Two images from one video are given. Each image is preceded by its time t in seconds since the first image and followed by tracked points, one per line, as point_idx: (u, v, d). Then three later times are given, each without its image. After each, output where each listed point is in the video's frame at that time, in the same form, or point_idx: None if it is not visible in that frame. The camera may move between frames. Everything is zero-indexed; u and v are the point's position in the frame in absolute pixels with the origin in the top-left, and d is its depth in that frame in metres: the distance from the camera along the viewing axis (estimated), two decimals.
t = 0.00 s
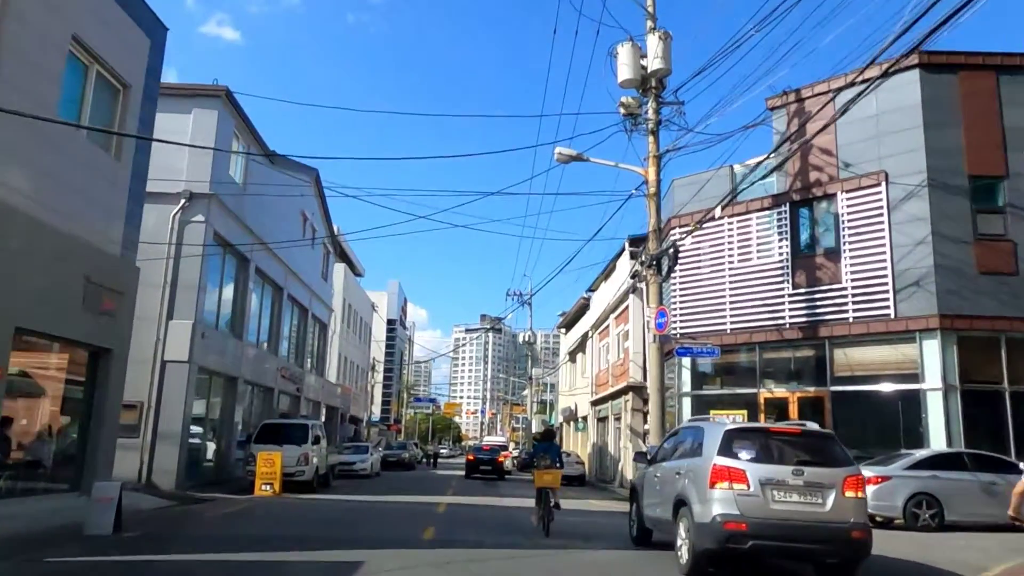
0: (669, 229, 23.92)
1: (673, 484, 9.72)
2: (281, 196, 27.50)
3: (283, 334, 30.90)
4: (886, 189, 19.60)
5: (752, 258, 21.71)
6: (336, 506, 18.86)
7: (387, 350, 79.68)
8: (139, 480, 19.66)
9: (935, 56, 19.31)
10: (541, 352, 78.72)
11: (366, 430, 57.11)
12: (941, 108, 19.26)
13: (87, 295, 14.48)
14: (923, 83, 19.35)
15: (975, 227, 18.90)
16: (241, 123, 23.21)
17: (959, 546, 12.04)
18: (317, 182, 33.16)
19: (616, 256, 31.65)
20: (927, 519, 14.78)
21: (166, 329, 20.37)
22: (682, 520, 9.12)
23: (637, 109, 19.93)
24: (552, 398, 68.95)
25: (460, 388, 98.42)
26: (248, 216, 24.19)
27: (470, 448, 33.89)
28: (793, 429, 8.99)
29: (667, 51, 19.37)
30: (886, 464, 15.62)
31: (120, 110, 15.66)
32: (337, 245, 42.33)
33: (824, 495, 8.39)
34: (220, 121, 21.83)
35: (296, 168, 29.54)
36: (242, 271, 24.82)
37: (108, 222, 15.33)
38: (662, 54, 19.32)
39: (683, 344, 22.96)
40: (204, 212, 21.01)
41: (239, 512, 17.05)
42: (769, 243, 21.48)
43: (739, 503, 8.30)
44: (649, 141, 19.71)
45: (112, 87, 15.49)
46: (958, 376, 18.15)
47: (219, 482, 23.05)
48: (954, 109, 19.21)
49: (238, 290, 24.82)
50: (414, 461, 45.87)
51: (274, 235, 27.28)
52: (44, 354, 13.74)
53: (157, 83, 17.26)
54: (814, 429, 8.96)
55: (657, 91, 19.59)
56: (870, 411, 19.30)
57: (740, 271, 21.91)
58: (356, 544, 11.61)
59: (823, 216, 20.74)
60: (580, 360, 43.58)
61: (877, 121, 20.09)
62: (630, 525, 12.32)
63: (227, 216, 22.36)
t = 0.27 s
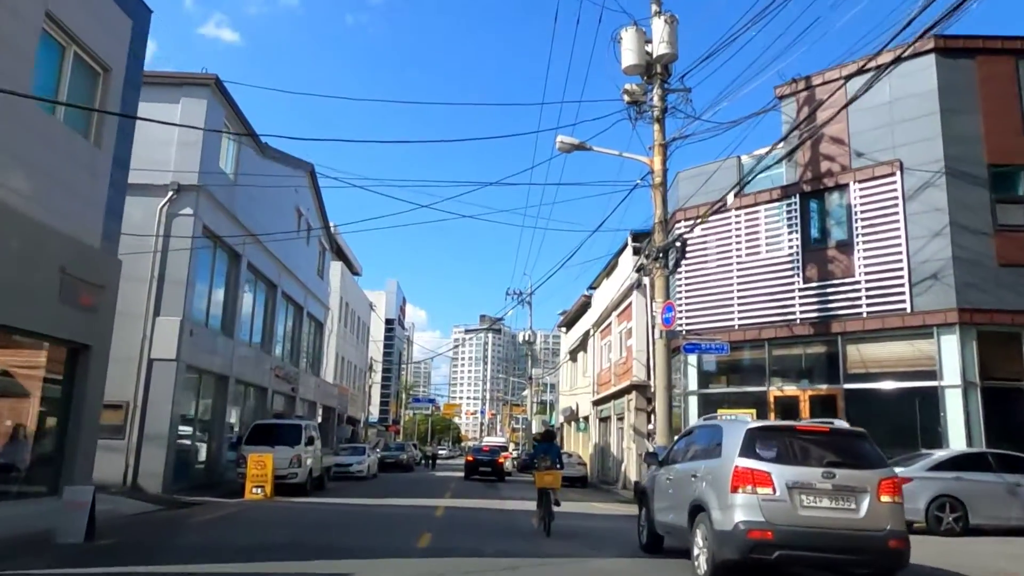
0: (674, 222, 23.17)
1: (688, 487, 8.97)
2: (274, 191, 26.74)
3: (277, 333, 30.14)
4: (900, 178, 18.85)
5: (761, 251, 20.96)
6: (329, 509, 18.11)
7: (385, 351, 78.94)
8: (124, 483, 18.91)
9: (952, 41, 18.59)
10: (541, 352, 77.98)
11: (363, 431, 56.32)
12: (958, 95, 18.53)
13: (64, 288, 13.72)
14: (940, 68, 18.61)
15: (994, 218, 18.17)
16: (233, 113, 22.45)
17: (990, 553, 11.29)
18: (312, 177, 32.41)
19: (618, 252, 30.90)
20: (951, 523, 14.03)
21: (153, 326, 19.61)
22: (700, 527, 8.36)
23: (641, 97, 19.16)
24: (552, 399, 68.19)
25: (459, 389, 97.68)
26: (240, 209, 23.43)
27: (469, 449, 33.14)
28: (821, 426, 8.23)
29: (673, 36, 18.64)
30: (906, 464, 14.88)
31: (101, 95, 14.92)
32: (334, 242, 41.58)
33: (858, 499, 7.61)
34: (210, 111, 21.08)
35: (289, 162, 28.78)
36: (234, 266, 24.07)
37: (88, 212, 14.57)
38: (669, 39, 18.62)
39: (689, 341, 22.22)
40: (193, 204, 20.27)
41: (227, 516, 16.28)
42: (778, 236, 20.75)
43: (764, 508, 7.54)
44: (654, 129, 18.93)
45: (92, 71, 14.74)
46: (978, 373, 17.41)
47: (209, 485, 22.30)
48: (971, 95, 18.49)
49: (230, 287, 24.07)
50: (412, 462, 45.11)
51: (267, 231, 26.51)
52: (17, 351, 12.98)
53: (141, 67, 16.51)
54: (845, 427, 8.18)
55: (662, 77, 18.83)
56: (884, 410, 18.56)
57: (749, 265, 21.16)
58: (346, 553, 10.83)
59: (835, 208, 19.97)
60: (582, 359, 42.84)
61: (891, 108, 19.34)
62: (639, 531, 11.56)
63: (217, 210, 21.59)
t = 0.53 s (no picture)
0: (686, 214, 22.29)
1: (715, 493, 8.09)
2: (270, 181, 25.88)
3: (275, 329, 29.31)
4: (926, 165, 17.92)
5: (777, 243, 20.07)
6: (325, 512, 17.25)
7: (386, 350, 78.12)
8: (111, 484, 18.10)
9: (981, 21, 17.69)
10: (544, 351, 77.06)
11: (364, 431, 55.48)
12: (987, 78, 17.62)
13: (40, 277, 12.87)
14: (967, 50, 17.71)
15: None
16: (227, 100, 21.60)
17: None
18: (311, 170, 31.56)
19: (626, 248, 30.02)
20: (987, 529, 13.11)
21: (142, 320, 18.76)
22: (729, 537, 7.48)
23: (653, 81, 18.28)
24: (556, 399, 67.26)
25: (462, 388, 96.81)
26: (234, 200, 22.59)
27: (472, 450, 32.29)
28: (866, 424, 7.33)
29: (687, 16, 17.73)
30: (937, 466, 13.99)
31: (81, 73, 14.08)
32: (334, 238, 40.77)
33: (913, 508, 6.72)
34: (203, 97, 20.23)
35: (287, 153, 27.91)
36: (227, 259, 23.24)
37: (67, 197, 13.72)
38: (683, 19, 17.69)
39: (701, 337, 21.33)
40: (184, 193, 19.43)
41: (215, 519, 15.42)
42: (795, 227, 19.85)
43: (806, 518, 6.65)
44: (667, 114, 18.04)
45: (73, 48, 13.91)
46: (1009, 371, 16.49)
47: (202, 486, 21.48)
48: (1001, 78, 17.57)
49: (224, 280, 23.24)
50: (414, 463, 44.25)
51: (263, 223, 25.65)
52: None
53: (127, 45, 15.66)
54: (893, 425, 7.27)
55: (675, 59, 17.93)
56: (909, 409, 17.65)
57: (764, 258, 20.26)
58: (338, 562, 9.95)
59: (855, 197, 19.05)
60: (587, 358, 41.91)
61: (915, 93, 18.43)
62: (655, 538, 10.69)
63: (209, 199, 20.73)
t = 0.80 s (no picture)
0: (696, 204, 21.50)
1: (744, 497, 7.31)
2: (267, 173, 25.15)
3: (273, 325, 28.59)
4: (950, 151, 17.10)
5: (792, 233, 19.27)
6: (322, 514, 16.52)
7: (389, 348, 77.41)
8: (99, 485, 17.39)
9: None
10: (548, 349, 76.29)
11: (366, 429, 54.78)
12: (1014, 58, 16.80)
13: (16, 267, 12.11)
14: (993, 30, 16.89)
15: None
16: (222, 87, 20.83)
17: None
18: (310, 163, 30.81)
19: (633, 241, 29.22)
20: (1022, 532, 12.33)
21: (133, 314, 18.04)
22: (763, 546, 6.72)
23: (664, 63, 17.47)
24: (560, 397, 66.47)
25: (466, 387, 96.12)
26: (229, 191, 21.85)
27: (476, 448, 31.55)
28: (916, 420, 6.57)
29: None
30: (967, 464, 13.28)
31: (62, 52, 13.33)
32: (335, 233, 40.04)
33: (975, 515, 5.96)
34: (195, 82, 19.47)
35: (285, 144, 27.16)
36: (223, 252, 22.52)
37: (47, 183, 12.98)
38: None
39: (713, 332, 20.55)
40: (176, 181, 18.70)
41: (205, 522, 14.69)
42: (811, 216, 19.06)
43: (854, 527, 5.88)
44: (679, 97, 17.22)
45: (53, 25, 13.16)
46: None
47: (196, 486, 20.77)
48: None
49: (219, 274, 22.53)
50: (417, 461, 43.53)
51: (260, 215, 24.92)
52: None
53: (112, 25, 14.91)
54: (948, 420, 6.49)
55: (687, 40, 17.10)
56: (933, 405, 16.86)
57: (779, 249, 19.47)
58: (331, 570, 9.21)
59: (875, 184, 18.25)
60: (593, 355, 41.13)
61: (938, 75, 17.61)
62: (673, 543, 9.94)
63: (202, 189, 20.00)
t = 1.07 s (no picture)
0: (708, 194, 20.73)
1: (779, 503, 6.55)
2: (265, 164, 24.44)
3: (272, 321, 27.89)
4: (978, 136, 16.28)
5: (809, 224, 18.49)
6: (319, 515, 15.80)
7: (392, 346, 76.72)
8: (87, 485, 16.71)
9: None
10: (553, 347, 75.50)
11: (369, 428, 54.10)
12: None
13: None
14: None
15: None
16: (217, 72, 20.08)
17: None
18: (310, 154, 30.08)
19: (641, 235, 28.43)
20: None
21: (122, 307, 17.32)
22: (804, 560, 5.96)
23: (676, 44, 16.70)
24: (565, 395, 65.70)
25: (469, 385, 95.42)
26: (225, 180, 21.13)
27: (480, 447, 30.81)
28: (979, 417, 5.80)
29: None
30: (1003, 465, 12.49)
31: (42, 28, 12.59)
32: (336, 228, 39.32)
33: None
34: (190, 67, 18.72)
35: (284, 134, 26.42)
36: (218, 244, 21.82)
37: (26, 166, 12.25)
38: None
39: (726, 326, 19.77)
40: (169, 170, 17.99)
41: (195, 524, 13.97)
42: (829, 206, 18.28)
43: (916, 540, 5.11)
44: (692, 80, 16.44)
45: None
46: None
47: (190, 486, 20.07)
48: None
49: (215, 267, 21.82)
50: (419, 461, 42.82)
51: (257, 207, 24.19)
52: None
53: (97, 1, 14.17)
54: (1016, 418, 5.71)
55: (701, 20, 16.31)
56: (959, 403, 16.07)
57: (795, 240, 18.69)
58: None
59: (897, 172, 17.43)
60: (599, 353, 40.35)
61: (964, 57, 16.79)
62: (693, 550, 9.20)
63: (196, 178, 19.29)
